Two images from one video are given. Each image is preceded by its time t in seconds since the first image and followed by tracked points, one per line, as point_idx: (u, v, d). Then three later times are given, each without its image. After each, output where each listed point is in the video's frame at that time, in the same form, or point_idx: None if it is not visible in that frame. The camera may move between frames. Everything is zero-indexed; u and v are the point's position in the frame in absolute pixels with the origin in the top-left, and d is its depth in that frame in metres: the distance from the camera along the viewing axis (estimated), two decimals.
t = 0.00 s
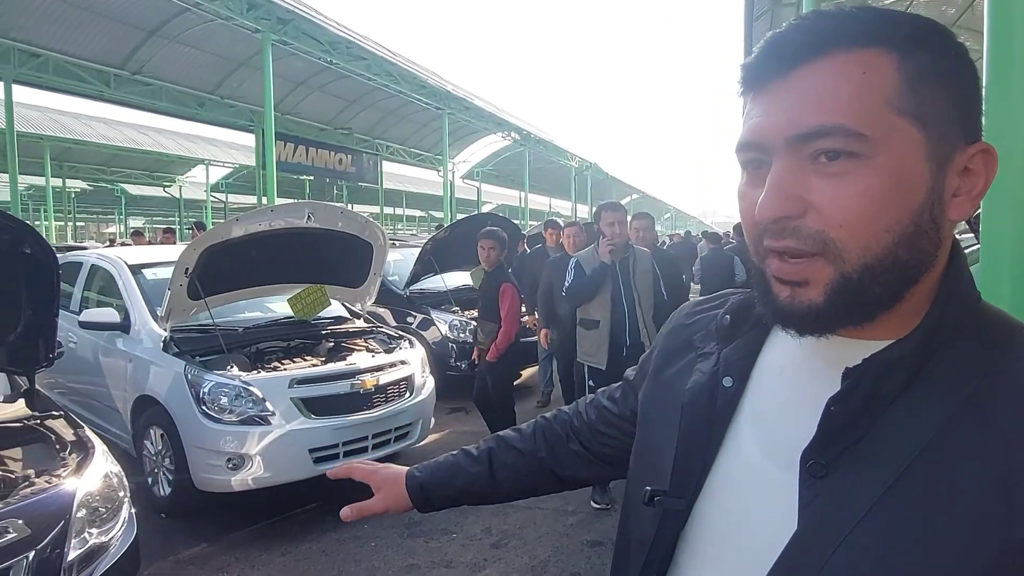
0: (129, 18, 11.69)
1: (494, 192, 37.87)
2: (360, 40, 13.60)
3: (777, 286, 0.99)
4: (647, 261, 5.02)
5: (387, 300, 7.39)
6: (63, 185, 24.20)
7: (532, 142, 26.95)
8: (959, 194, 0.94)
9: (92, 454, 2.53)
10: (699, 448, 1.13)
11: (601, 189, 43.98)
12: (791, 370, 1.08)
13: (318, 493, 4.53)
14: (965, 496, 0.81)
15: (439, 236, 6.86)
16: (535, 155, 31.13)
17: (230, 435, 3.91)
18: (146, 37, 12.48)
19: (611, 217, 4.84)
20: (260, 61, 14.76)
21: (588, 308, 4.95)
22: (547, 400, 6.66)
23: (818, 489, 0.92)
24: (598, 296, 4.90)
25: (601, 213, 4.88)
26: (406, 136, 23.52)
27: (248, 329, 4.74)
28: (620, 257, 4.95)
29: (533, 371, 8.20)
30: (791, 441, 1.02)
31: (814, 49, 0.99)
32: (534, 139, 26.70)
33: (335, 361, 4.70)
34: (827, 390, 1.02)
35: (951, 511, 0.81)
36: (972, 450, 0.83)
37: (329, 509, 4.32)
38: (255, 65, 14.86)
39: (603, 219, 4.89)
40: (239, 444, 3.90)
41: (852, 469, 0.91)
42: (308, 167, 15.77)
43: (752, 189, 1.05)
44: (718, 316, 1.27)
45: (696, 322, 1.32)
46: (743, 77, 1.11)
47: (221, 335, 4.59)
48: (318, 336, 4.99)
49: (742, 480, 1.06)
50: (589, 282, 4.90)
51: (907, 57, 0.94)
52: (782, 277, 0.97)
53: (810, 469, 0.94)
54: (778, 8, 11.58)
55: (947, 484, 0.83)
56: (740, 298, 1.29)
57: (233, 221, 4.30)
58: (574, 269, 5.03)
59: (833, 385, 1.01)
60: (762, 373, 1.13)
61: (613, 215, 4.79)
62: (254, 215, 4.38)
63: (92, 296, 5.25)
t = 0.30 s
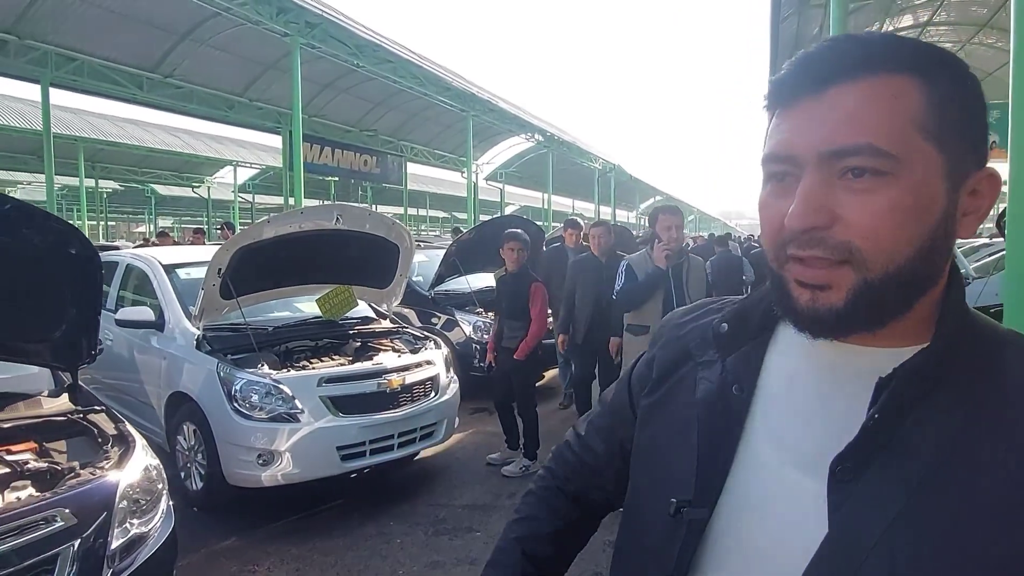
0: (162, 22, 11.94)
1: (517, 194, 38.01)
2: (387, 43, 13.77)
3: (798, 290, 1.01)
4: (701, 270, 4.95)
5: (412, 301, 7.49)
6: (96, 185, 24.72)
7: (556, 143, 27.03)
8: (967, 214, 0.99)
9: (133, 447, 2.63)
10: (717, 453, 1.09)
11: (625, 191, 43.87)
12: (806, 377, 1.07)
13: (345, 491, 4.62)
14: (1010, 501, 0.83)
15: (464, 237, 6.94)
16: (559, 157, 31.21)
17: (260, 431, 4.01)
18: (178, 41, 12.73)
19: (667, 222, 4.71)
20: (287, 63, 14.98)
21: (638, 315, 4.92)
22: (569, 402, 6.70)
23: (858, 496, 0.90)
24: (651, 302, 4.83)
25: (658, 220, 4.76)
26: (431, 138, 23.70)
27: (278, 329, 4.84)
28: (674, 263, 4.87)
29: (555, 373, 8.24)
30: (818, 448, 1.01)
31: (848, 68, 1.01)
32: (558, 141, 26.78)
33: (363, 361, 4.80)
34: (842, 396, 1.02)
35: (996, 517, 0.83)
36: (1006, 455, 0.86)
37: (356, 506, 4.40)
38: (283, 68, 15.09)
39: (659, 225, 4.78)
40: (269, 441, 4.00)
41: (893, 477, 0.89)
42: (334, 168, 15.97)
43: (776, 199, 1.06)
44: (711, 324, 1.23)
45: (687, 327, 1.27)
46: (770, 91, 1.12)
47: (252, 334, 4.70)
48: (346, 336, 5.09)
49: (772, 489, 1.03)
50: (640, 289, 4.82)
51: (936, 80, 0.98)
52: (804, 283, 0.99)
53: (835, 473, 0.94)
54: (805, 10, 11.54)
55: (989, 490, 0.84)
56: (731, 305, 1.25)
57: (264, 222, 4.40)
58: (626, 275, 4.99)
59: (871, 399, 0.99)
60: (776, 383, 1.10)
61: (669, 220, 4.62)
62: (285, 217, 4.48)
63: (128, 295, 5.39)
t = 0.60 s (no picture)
0: (175, 24, 12.06)
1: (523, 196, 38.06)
2: (397, 46, 13.86)
3: (750, 289, 1.11)
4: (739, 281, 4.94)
5: (422, 302, 7.55)
6: (105, 185, 24.87)
7: (563, 145, 27.09)
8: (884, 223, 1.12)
9: (159, 442, 2.70)
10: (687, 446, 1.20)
11: (631, 193, 43.84)
12: (752, 374, 1.19)
13: (359, 488, 4.69)
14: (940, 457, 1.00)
15: (475, 238, 7.00)
16: (566, 159, 31.27)
17: (276, 429, 4.08)
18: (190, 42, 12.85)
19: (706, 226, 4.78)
20: (298, 65, 15.08)
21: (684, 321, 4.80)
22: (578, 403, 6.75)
23: (818, 470, 1.05)
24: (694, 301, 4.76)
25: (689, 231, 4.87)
26: (438, 140, 23.78)
27: (294, 328, 4.90)
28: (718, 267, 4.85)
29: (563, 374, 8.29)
30: (774, 434, 1.14)
31: (793, 92, 1.11)
32: (565, 143, 26.85)
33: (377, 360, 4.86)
34: (789, 390, 1.15)
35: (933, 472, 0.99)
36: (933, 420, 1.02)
37: (370, 503, 4.46)
38: (293, 70, 15.19)
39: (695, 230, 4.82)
40: (285, 438, 4.07)
41: (843, 453, 1.04)
42: (343, 169, 16.06)
43: (729, 209, 1.14)
44: (658, 330, 1.35)
45: (631, 341, 1.39)
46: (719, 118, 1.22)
47: (269, 332, 4.76)
48: (360, 336, 5.15)
49: (739, 475, 1.15)
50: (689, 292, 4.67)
51: (863, 104, 1.11)
52: (754, 280, 1.09)
53: (798, 453, 1.08)
54: (814, 13, 11.56)
55: (920, 451, 1.01)
56: (671, 311, 1.38)
57: (281, 223, 4.47)
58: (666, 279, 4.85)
59: (820, 386, 1.13)
60: (724, 382, 1.22)
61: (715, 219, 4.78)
62: (302, 218, 4.55)
63: (144, 295, 5.48)
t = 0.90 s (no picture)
0: (181, 23, 12.12)
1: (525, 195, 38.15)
2: (402, 45, 13.94)
3: (710, 283, 1.18)
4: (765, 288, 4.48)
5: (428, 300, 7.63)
6: (109, 182, 24.93)
7: (566, 145, 27.17)
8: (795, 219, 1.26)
9: (179, 434, 2.76)
10: (627, 427, 1.26)
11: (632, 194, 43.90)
12: (681, 357, 1.26)
13: (367, 483, 4.75)
14: (838, 413, 1.10)
15: (481, 236, 7.05)
16: (569, 158, 31.35)
17: (287, 423, 4.15)
18: (196, 40, 12.90)
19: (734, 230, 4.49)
20: (303, 64, 15.15)
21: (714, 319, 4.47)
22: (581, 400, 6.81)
23: (739, 434, 1.14)
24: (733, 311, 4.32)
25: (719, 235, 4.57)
26: (442, 139, 23.84)
27: (304, 324, 4.95)
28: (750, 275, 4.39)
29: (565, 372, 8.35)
30: (701, 405, 1.21)
31: (736, 107, 1.21)
32: (568, 143, 26.92)
33: (385, 357, 4.91)
34: (713, 367, 1.23)
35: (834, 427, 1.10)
36: (828, 381, 1.13)
37: (378, 497, 4.53)
38: (298, 68, 15.26)
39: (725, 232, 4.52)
40: (296, 432, 4.13)
41: (759, 421, 1.13)
42: (346, 167, 16.12)
43: (688, 214, 1.20)
44: (590, 327, 1.39)
45: (569, 337, 1.43)
46: (644, 132, 1.28)
47: (279, 329, 4.81)
48: (368, 333, 5.20)
49: (673, 445, 1.22)
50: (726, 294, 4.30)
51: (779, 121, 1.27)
52: (718, 278, 1.18)
53: (723, 420, 1.16)
54: (818, 15, 11.62)
55: (825, 408, 1.11)
56: (600, 306, 1.43)
57: (292, 222, 4.53)
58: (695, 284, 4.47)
59: (738, 360, 1.21)
60: (653, 364, 1.28)
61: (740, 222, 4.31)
62: (312, 217, 4.60)
63: (155, 291, 5.54)
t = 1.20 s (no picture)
0: (184, 24, 12.18)
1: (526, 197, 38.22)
2: (404, 46, 14.01)
3: (666, 284, 1.27)
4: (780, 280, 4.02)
5: (430, 300, 7.69)
6: (111, 182, 24.98)
7: (566, 146, 27.22)
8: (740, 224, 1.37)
9: (189, 430, 2.82)
10: (599, 421, 1.29)
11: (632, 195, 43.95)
12: (644, 353, 1.32)
13: (369, 480, 4.81)
14: (785, 393, 1.21)
15: (482, 237, 7.11)
16: (569, 159, 31.41)
17: (291, 421, 4.20)
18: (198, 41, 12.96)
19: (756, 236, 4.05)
20: (304, 65, 15.22)
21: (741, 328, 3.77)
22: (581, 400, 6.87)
23: (701, 418, 1.22)
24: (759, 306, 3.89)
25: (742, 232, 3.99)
26: (442, 140, 23.89)
27: (308, 324, 5.00)
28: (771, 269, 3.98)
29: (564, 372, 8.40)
30: (666, 394, 1.28)
31: (685, 123, 1.30)
32: (569, 144, 26.98)
33: (388, 356, 4.96)
34: (674, 360, 1.30)
35: (782, 406, 1.20)
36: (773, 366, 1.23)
37: (381, 494, 4.58)
38: (300, 69, 15.33)
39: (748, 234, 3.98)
40: (300, 430, 4.19)
41: (719, 406, 1.21)
42: (347, 168, 16.19)
43: (646, 222, 1.27)
44: (554, 329, 1.42)
45: (534, 340, 1.45)
46: (601, 149, 1.37)
47: (284, 328, 4.86)
48: (371, 332, 5.25)
49: (642, 431, 1.27)
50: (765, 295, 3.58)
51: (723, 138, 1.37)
52: (675, 280, 1.27)
53: (686, 406, 1.24)
54: (818, 18, 11.68)
55: (774, 391, 1.22)
56: (560, 310, 1.47)
57: (297, 222, 4.59)
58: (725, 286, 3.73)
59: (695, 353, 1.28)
60: (617, 359, 1.34)
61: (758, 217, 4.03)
62: (317, 217, 4.66)
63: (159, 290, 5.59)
